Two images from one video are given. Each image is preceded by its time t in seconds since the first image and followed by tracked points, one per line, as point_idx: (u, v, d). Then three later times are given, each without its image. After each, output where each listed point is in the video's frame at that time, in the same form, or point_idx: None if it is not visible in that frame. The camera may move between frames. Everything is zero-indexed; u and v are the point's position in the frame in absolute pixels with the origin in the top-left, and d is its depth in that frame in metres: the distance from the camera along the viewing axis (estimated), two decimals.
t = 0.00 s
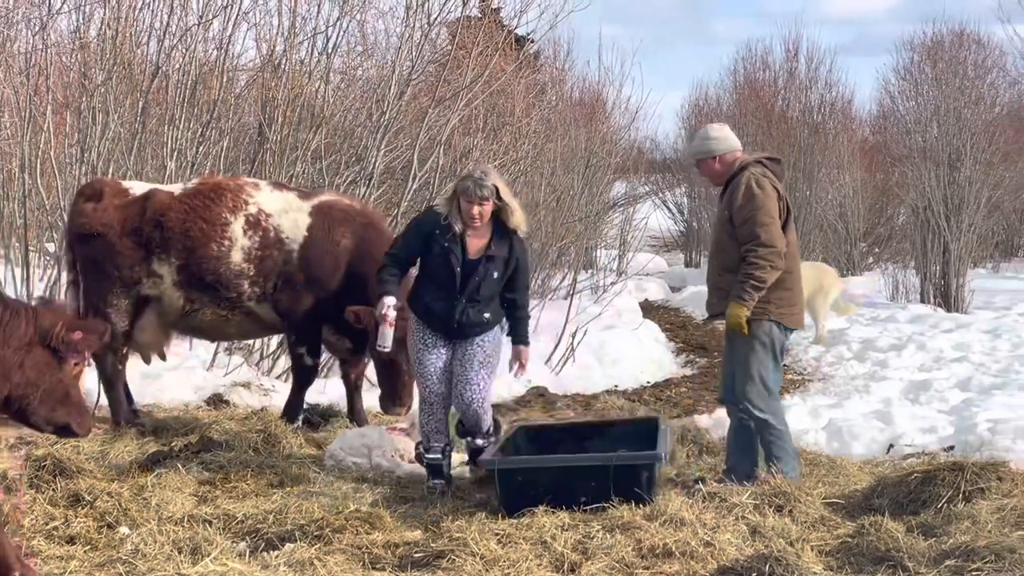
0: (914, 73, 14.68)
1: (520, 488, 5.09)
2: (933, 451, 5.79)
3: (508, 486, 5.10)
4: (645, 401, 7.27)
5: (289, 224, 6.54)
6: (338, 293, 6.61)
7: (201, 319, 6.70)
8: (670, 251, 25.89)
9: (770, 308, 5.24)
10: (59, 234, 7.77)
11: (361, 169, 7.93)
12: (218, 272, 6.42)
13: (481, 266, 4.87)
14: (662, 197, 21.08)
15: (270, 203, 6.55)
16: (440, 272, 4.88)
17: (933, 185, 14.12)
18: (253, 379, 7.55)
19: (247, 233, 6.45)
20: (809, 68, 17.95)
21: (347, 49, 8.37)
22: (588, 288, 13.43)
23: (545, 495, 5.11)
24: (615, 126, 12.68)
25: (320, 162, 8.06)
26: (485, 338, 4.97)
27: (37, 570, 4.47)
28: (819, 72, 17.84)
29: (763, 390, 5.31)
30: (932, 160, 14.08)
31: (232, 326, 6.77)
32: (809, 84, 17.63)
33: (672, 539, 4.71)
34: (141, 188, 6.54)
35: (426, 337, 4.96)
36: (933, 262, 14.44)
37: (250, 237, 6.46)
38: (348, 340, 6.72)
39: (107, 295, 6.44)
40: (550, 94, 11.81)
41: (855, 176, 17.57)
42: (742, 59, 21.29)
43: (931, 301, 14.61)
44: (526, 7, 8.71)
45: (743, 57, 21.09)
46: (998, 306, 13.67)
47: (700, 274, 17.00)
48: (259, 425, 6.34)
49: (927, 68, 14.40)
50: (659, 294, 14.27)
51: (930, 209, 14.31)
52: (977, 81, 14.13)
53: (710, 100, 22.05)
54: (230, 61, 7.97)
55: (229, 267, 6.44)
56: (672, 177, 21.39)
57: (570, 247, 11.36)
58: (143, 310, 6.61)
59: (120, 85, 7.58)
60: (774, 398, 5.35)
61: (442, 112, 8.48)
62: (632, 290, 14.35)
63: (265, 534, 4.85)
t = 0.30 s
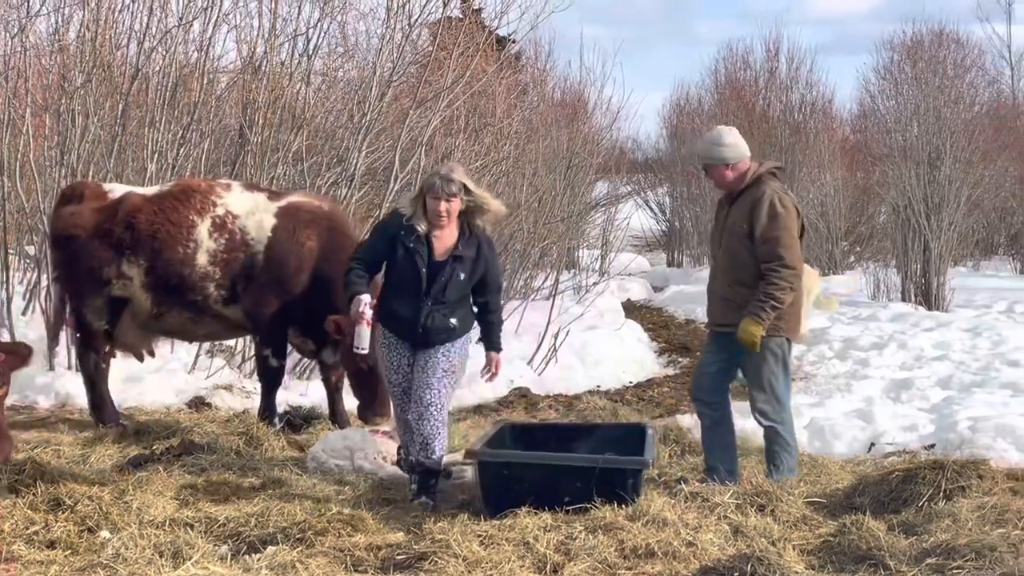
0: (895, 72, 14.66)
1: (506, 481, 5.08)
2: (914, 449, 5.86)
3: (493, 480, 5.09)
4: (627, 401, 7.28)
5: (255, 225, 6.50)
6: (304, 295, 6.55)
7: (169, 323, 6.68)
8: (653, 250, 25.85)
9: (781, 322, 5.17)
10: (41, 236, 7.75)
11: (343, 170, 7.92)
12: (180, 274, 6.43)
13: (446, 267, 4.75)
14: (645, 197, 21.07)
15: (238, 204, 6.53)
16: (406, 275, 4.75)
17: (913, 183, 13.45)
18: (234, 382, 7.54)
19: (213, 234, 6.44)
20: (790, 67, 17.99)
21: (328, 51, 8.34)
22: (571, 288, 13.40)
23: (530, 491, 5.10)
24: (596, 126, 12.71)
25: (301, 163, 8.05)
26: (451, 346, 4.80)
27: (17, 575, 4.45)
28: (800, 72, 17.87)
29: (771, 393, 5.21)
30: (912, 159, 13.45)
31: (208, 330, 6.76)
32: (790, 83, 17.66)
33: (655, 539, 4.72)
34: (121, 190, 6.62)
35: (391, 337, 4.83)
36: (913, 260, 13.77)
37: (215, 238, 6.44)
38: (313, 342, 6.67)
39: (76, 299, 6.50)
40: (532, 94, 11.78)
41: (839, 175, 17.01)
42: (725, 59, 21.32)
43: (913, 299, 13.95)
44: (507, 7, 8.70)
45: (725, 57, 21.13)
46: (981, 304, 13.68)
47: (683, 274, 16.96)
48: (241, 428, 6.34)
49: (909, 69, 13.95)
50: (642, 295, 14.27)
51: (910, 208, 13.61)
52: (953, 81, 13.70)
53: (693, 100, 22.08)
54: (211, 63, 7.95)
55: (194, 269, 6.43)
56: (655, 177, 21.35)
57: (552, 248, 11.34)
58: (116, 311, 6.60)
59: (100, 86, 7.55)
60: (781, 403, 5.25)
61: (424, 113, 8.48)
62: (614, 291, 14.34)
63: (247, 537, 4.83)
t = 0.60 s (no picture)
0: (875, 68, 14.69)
1: (486, 487, 5.04)
2: (895, 445, 5.89)
3: (474, 486, 5.05)
4: (609, 399, 7.30)
5: (227, 226, 6.52)
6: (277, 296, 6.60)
7: (138, 328, 6.65)
8: (635, 247, 25.87)
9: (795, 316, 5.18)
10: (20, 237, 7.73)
11: (323, 170, 7.93)
12: (150, 278, 6.44)
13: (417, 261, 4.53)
14: (627, 195, 21.08)
15: (209, 205, 6.55)
16: (378, 272, 4.53)
17: (894, 179, 13.58)
18: (216, 383, 7.53)
19: (184, 236, 6.45)
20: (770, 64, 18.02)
21: (308, 50, 8.35)
22: (554, 286, 13.39)
23: (512, 495, 5.07)
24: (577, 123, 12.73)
25: (281, 163, 8.05)
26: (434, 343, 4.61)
27: None
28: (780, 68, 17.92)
29: (762, 391, 5.17)
30: (892, 155, 13.53)
31: (181, 333, 6.74)
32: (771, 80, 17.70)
33: (637, 537, 4.71)
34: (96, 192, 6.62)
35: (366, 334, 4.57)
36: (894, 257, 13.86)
37: (186, 241, 6.46)
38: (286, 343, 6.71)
39: (49, 302, 6.52)
40: (514, 91, 11.79)
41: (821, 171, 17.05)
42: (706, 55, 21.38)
43: (893, 295, 14.01)
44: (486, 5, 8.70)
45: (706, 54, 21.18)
46: (962, 298, 13.72)
47: (666, 271, 16.97)
48: (223, 429, 6.34)
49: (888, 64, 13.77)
50: (624, 292, 14.29)
51: (891, 204, 13.78)
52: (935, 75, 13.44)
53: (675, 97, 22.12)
54: (190, 62, 7.94)
55: (165, 273, 6.44)
56: (638, 173, 21.37)
57: (534, 245, 11.35)
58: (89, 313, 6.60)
59: (78, 87, 7.54)
60: (768, 403, 5.21)
61: (404, 113, 8.49)
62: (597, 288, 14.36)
63: (228, 538, 4.82)
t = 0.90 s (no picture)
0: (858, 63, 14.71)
1: (472, 482, 5.02)
2: (880, 439, 5.93)
3: (460, 480, 5.03)
4: (593, 396, 7.32)
5: (199, 224, 6.55)
6: (254, 295, 6.57)
7: (110, 329, 6.69)
8: (620, 242, 25.89)
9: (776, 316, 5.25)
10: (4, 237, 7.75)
11: (306, 168, 7.95)
12: (119, 277, 6.49)
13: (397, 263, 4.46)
14: (611, 191, 21.05)
15: (182, 203, 6.58)
16: (356, 276, 4.44)
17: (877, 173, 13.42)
18: (200, 382, 7.54)
19: (154, 235, 6.49)
20: (752, 60, 18.02)
21: (291, 48, 8.37)
22: (538, 281, 13.42)
23: (500, 490, 5.05)
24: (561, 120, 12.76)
25: (265, 161, 8.07)
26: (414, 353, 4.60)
27: None
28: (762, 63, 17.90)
29: (750, 384, 5.10)
30: (876, 150, 13.47)
31: (155, 332, 6.75)
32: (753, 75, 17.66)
33: (623, 533, 4.68)
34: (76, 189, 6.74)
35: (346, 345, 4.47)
36: (877, 251, 13.80)
37: (157, 239, 6.49)
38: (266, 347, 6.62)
39: (26, 300, 6.61)
40: (497, 88, 11.82)
41: (805, 165, 17.10)
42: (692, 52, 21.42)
43: (878, 288, 13.99)
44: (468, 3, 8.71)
45: (691, 50, 21.22)
46: (945, 292, 13.75)
47: (649, 267, 17.03)
48: (207, 428, 6.36)
49: (870, 59, 13.79)
50: (608, 288, 14.31)
51: (874, 198, 13.64)
52: (918, 71, 13.47)
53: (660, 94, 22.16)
54: (173, 62, 7.96)
55: (134, 271, 6.49)
56: (621, 169, 21.42)
57: (518, 242, 11.39)
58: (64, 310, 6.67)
59: (60, 87, 7.57)
60: (757, 398, 5.15)
61: (387, 110, 8.50)
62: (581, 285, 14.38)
63: (214, 538, 4.79)
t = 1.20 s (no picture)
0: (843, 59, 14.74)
1: (457, 481, 4.97)
2: (866, 436, 5.95)
3: (446, 480, 4.98)
4: (579, 394, 7.33)
5: (180, 225, 6.58)
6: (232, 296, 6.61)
7: (86, 327, 6.67)
8: (608, 240, 25.90)
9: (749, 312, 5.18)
10: None
11: (291, 168, 7.96)
12: (97, 277, 6.49)
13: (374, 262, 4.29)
14: (597, 188, 20.99)
15: (162, 203, 6.62)
16: (332, 278, 4.25)
17: (863, 169, 13.38)
18: (186, 382, 7.55)
19: (134, 234, 6.50)
20: (737, 56, 17.95)
21: (275, 47, 8.40)
22: (525, 280, 13.45)
23: (487, 489, 4.99)
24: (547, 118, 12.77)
25: (250, 161, 8.09)
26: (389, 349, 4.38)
27: None
28: (747, 60, 17.86)
29: (732, 384, 5.13)
30: (861, 145, 13.41)
31: (132, 332, 6.78)
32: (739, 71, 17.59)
33: (609, 531, 4.62)
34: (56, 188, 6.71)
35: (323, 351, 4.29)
36: (863, 247, 13.78)
37: (137, 239, 6.50)
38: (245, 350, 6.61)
39: (7, 299, 6.50)
40: (482, 86, 11.86)
41: (791, 161, 17.09)
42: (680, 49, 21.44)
43: (865, 285, 13.92)
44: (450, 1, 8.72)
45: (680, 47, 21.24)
46: (931, 287, 13.74)
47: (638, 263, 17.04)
48: (192, 429, 6.38)
49: (856, 55, 13.83)
50: (596, 285, 14.31)
51: (860, 194, 13.58)
52: (904, 66, 13.50)
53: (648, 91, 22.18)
54: (157, 62, 7.99)
55: (113, 271, 6.50)
56: (608, 167, 21.43)
57: (504, 240, 11.41)
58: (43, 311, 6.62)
59: (44, 87, 7.60)
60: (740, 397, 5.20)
61: (372, 109, 8.53)
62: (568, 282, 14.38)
63: (200, 539, 4.70)
